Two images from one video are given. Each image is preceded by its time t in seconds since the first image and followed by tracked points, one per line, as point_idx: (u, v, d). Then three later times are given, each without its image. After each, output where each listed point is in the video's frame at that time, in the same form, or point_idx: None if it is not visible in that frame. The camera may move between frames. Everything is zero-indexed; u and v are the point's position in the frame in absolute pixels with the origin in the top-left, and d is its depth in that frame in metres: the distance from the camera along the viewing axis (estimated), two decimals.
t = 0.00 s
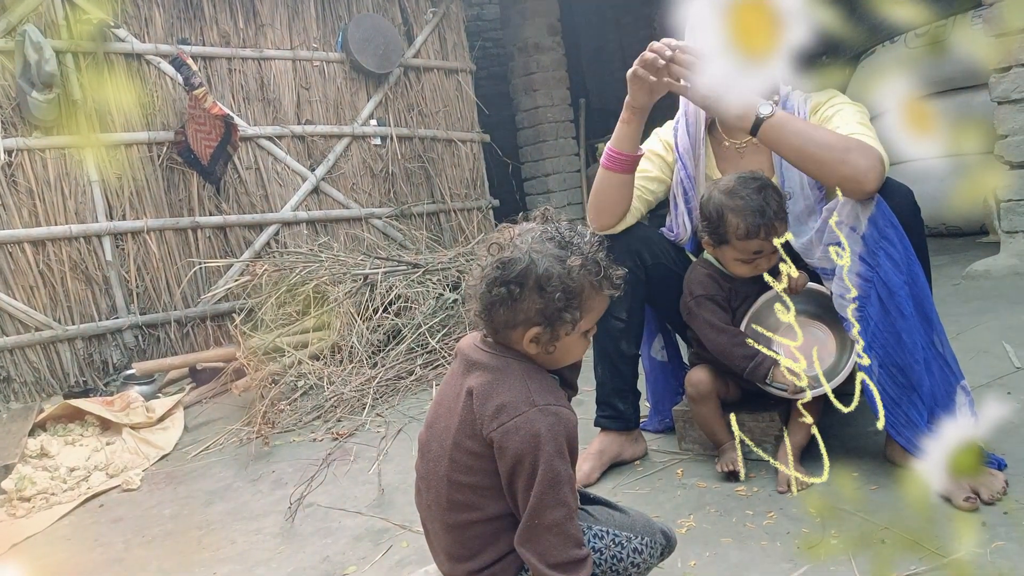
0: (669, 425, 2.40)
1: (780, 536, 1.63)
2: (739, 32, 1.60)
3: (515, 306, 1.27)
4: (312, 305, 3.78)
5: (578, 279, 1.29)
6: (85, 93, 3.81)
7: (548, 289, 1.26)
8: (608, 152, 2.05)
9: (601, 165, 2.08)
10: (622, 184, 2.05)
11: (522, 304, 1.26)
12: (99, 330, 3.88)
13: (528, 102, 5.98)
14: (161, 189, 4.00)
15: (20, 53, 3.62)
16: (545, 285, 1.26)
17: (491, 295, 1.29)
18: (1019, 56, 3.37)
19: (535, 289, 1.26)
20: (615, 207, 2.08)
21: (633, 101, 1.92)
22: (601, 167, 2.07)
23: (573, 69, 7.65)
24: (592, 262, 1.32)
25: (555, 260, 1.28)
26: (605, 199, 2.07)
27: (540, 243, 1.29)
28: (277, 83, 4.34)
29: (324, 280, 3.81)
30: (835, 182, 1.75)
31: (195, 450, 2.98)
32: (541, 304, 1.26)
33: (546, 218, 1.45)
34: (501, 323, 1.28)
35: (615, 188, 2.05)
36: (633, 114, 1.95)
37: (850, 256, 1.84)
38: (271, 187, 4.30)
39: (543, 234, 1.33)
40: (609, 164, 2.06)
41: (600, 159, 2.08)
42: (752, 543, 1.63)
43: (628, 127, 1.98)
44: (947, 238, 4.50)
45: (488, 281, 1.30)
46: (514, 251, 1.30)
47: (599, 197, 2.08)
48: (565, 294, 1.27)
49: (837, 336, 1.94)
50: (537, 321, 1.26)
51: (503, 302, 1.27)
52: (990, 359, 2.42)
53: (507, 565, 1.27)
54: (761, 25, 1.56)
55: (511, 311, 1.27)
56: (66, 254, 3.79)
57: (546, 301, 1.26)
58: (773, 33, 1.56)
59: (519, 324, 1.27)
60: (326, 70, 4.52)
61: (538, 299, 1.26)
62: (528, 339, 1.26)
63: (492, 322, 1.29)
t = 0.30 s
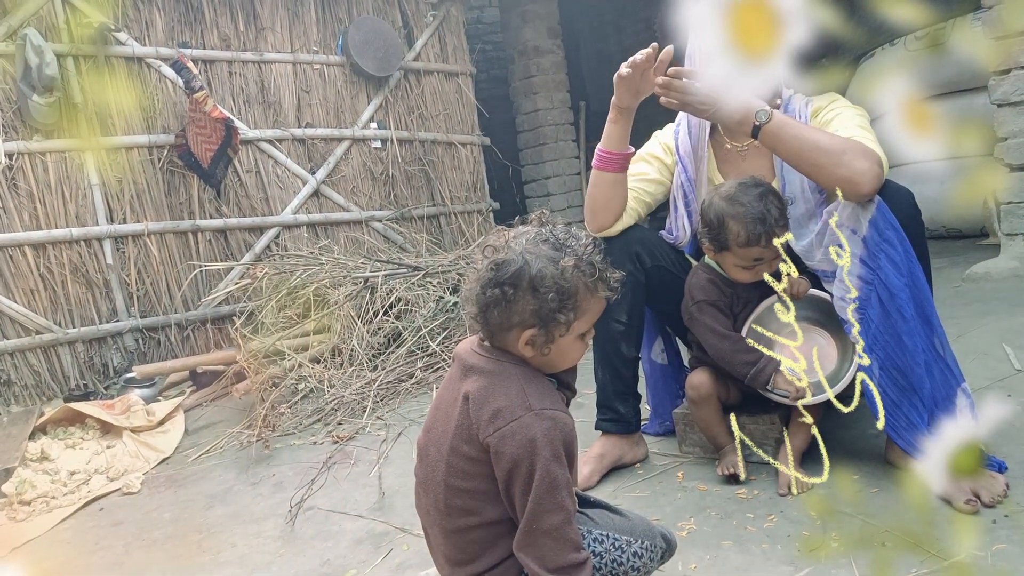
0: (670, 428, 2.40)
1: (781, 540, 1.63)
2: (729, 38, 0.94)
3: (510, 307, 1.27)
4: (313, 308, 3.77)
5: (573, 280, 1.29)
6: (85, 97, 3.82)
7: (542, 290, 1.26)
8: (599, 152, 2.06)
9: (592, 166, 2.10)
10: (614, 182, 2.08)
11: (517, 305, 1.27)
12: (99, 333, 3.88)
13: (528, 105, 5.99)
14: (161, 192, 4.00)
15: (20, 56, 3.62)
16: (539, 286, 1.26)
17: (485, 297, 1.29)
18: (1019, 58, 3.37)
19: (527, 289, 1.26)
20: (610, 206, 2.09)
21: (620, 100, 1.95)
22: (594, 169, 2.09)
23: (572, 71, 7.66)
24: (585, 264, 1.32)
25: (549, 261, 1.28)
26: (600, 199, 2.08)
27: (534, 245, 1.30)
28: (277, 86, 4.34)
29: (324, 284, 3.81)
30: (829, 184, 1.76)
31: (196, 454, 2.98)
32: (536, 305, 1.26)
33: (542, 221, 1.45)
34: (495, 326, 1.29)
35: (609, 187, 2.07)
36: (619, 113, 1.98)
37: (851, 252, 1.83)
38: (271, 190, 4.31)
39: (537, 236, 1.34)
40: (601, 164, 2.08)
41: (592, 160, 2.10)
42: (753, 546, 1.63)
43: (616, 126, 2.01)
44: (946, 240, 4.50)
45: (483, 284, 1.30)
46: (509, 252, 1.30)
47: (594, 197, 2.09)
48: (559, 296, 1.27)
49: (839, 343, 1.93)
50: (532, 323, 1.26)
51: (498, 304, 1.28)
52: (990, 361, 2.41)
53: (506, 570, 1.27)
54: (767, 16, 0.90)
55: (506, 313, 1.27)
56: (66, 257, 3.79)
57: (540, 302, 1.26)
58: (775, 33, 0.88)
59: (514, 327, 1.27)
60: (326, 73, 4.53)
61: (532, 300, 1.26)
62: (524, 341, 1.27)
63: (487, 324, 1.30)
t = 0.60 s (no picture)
0: (670, 430, 2.40)
1: (781, 542, 1.63)
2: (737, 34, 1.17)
3: (515, 309, 1.27)
4: (313, 311, 3.76)
5: (578, 283, 1.30)
6: (85, 100, 3.82)
7: (548, 292, 1.27)
8: (600, 155, 2.05)
9: (593, 169, 2.09)
10: (615, 185, 2.07)
11: (522, 307, 1.27)
12: (99, 336, 3.88)
13: (527, 108, 6.00)
14: (161, 195, 4.00)
15: (20, 60, 3.63)
16: (546, 287, 1.27)
17: (491, 297, 1.29)
18: (1018, 60, 3.37)
19: (535, 290, 1.27)
20: (610, 209, 2.08)
21: (620, 104, 1.94)
22: (594, 171, 2.08)
23: (572, 74, 7.67)
24: (590, 269, 1.33)
25: (555, 263, 1.29)
26: (599, 203, 2.08)
27: (540, 248, 1.31)
28: (277, 89, 4.35)
29: (324, 286, 3.81)
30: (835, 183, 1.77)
31: (196, 457, 2.98)
32: (542, 307, 1.26)
33: (544, 224, 1.46)
34: (500, 327, 1.29)
35: (608, 192, 2.06)
36: (619, 115, 1.97)
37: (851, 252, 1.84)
38: (271, 193, 4.31)
39: (541, 239, 1.35)
40: (601, 167, 2.07)
41: (593, 163, 2.09)
42: (753, 548, 1.63)
43: (616, 129, 2.00)
44: (946, 242, 4.51)
45: (488, 283, 1.30)
46: (515, 254, 1.30)
47: (593, 201, 2.08)
48: (565, 297, 1.27)
49: (839, 349, 1.94)
50: (536, 325, 1.27)
51: (504, 305, 1.28)
52: (990, 364, 2.42)
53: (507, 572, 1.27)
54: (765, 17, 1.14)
55: (511, 314, 1.27)
56: (66, 261, 3.79)
57: (545, 303, 1.27)
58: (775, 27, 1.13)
59: (518, 328, 1.27)
60: (325, 77, 4.53)
61: (538, 301, 1.27)
62: (528, 343, 1.27)
63: (491, 324, 1.30)
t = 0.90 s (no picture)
0: (670, 432, 2.40)
1: (781, 543, 1.63)
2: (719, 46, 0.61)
3: (515, 311, 1.27)
4: (312, 312, 3.76)
5: (576, 281, 1.29)
6: (85, 101, 3.82)
7: (546, 292, 1.26)
8: (600, 157, 2.05)
9: (593, 171, 2.08)
10: (614, 188, 2.06)
11: (522, 309, 1.27)
12: (99, 338, 3.88)
13: (527, 109, 6.00)
14: (160, 197, 4.00)
15: (19, 61, 3.62)
16: (543, 288, 1.26)
17: (489, 301, 1.29)
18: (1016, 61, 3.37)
19: (532, 292, 1.26)
20: (610, 211, 2.08)
21: (621, 105, 1.94)
22: (594, 173, 2.07)
23: (571, 75, 7.67)
24: (587, 266, 1.32)
25: (552, 263, 1.28)
26: (598, 204, 2.08)
27: (536, 248, 1.30)
28: (277, 91, 4.34)
29: (324, 288, 3.81)
30: (848, 179, 1.77)
31: (195, 459, 2.98)
32: (541, 308, 1.26)
33: (540, 225, 1.46)
34: (500, 331, 1.29)
35: (607, 194, 2.06)
36: (619, 117, 1.97)
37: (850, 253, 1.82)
38: (271, 195, 4.31)
39: (537, 239, 1.34)
40: (601, 168, 2.06)
41: (593, 164, 2.08)
42: (753, 550, 1.63)
43: (617, 131, 1.98)
44: (945, 242, 4.51)
45: (486, 286, 1.30)
46: (511, 256, 1.30)
47: (593, 203, 2.08)
48: (564, 297, 1.27)
49: (839, 354, 1.91)
50: (537, 326, 1.27)
51: (503, 309, 1.28)
52: (989, 364, 2.42)
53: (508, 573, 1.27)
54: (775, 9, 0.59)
55: (511, 318, 1.27)
56: (65, 263, 3.79)
57: (544, 305, 1.26)
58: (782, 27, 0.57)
59: (519, 331, 1.27)
60: (325, 78, 4.53)
61: (536, 303, 1.26)
62: (529, 344, 1.27)
63: (491, 329, 1.30)
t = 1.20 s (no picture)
0: (671, 432, 2.40)
1: (782, 543, 1.63)
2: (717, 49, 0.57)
3: (511, 306, 1.27)
4: (313, 312, 3.77)
5: (571, 276, 1.30)
6: (86, 102, 3.82)
7: (541, 285, 1.26)
8: (600, 157, 2.05)
9: (593, 171, 2.08)
10: (614, 188, 2.06)
11: (518, 303, 1.27)
12: (100, 338, 3.88)
13: (527, 109, 6.00)
14: (162, 198, 4.01)
15: (21, 62, 3.63)
16: (539, 281, 1.26)
17: (486, 295, 1.30)
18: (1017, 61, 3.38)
19: (528, 285, 1.27)
20: (610, 212, 2.08)
21: (623, 103, 1.94)
22: (594, 173, 2.07)
23: (572, 75, 7.67)
24: (583, 264, 1.33)
25: (547, 257, 1.29)
26: (598, 205, 2.08)
27: (532, 245, 1.31)
28: (277, 92, 4.35)
29: (325, 288, 3.81)
30: (856, 177, 1.75)
31: (197, 459, 2.98)
32: (536, 301, 1.26)
33: (541, 224, 1.46)
34: (497, 326, 1.29)
35: (608, 194, 2.06)
36: (621, 117, 1.97)
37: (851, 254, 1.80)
38: (272, 195, 4.31)
39: (534, 237, 1.35)
40: (601, 169, 2.06)
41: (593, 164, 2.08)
42: (754, 550, 1.63)
43: (618, 131, 1.99)
44: (946, 243, 4.51)
45: (483, 282, 1.31)
46: (507, 252, 1.32)
47: (593, 203, 2.08)
48: (559, 290, 1.27)
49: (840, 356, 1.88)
50: (533, 321, 1.27)
51: (499, 302, 1.29)
52: (990, 364, 2.42)
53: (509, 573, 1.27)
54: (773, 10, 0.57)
55: (507, 312, 1.28)
56: (67, 263, 3.80)
57: (539, 299, 1.26)
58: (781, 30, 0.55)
59: (516, 326, 1.27)
60: (326, 79, 4.54)
61: (532, 296, 1.27)
62: (526, 340, 1.27)
63: (489, 329, 1.31)
